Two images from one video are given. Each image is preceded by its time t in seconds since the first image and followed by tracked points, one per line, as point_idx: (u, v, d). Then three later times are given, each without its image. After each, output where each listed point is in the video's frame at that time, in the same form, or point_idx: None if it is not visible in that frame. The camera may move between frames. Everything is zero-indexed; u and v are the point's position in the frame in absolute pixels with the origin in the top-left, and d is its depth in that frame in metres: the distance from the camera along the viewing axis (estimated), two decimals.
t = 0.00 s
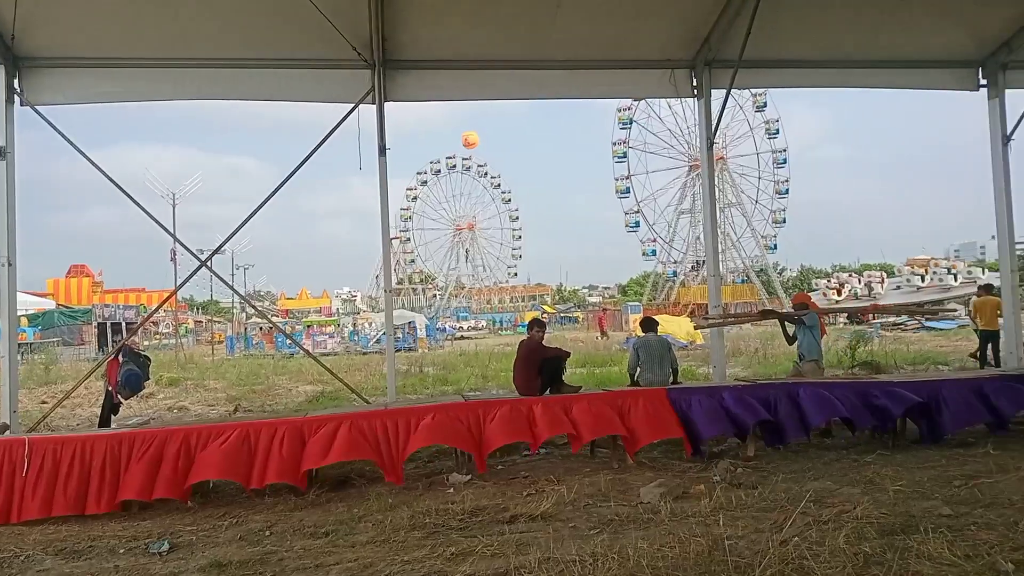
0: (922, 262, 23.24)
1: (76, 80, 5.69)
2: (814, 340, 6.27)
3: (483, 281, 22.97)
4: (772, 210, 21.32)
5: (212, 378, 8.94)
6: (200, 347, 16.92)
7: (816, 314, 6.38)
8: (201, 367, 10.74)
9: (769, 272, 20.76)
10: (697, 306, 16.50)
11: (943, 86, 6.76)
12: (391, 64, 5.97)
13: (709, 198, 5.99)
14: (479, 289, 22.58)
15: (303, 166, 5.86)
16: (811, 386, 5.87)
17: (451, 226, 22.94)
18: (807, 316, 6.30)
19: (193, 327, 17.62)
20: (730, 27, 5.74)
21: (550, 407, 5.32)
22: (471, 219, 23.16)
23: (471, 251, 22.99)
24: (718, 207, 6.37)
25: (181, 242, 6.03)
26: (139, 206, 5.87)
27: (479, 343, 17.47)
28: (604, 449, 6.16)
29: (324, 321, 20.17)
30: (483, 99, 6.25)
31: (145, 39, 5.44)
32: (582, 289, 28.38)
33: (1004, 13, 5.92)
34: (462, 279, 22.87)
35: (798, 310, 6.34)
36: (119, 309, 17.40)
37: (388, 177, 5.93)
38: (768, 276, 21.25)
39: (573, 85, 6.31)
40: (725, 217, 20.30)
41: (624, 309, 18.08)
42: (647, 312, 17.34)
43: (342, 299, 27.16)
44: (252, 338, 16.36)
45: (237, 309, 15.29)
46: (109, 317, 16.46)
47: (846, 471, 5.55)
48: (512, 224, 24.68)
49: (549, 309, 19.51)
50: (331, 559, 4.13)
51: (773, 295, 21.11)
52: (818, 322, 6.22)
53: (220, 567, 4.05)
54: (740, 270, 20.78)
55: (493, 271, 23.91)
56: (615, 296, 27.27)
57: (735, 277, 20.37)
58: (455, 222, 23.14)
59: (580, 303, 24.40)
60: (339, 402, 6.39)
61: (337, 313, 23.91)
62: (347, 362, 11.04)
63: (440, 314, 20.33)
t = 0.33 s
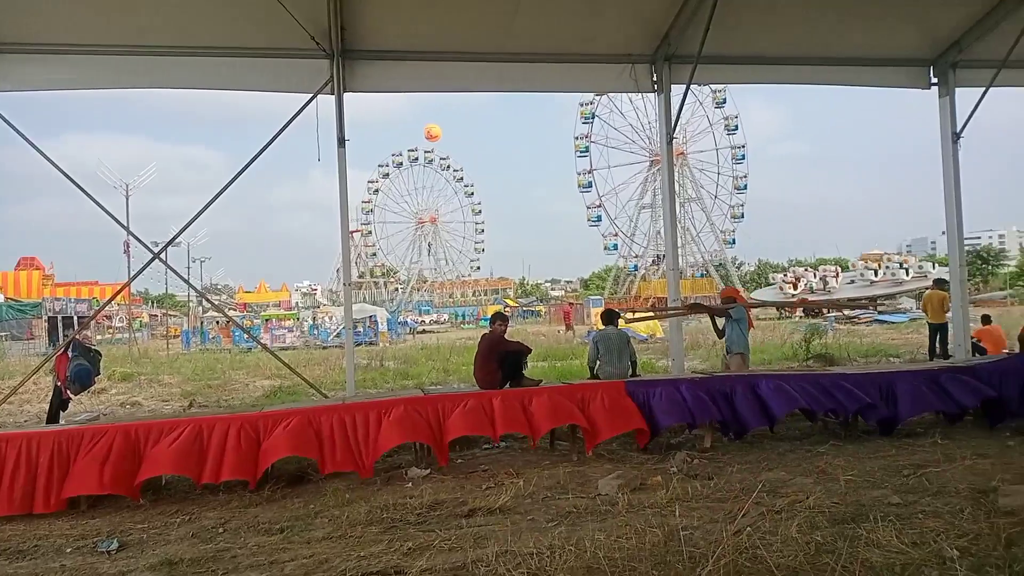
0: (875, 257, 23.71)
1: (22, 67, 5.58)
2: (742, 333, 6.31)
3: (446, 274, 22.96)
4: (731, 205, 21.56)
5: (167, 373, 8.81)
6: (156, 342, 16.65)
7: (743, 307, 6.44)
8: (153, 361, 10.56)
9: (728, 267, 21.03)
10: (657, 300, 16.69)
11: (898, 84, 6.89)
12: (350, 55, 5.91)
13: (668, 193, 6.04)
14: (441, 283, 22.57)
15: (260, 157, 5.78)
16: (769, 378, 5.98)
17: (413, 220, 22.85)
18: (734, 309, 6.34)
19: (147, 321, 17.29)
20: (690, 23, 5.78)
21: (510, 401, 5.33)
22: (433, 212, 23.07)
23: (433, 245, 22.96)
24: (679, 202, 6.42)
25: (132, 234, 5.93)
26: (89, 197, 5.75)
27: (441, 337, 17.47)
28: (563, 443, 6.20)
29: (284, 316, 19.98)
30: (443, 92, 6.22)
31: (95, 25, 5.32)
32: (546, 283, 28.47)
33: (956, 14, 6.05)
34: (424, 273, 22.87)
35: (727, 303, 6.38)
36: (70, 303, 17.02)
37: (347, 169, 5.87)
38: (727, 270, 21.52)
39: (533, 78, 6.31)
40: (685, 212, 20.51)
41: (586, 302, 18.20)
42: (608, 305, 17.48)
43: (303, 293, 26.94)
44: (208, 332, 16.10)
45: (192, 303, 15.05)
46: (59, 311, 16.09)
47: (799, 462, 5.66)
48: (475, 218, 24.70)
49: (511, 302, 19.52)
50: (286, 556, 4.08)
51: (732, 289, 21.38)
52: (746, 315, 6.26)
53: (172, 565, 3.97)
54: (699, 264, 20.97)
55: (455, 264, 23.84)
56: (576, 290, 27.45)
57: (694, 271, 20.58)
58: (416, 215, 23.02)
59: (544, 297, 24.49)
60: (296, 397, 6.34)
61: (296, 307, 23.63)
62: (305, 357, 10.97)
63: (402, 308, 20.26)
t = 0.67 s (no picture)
0: (813, 259, 24.42)
1: None
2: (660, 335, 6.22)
3: (393, 276, 22.84)
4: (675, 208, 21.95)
5: (101, 377, 8.58)
6: (89, 345, 16.15)
7: (660, 308, 6.37)
8: (85, 365, 10.24)
9: (672, 269, 21.41)
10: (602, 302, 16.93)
11: (835, 92, 7.10)
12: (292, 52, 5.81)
13: (613, 197, 6.10)
14: (388, 285, 22.50)
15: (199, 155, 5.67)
16: (714, 380, 6.09)
17: (359, 220, 22.67)
18: (650, 312, 6.24)
19: (81, 324, 16.78)
20: (635, 27, 5.85)
21: (453, 404, 5.31)
22: (381, 213, 22.91)
23: (379, 246, 22.83)
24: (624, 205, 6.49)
25: (61, 235, 5.74)
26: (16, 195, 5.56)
27: (387, 339, 17.38)
28: (508, 445, 6.23)
29: (227, 317, 19.60)
30: (389, 91, 6.17)
31: (23, 13, 5.13)
32: (494, 285, 28.56)
33: (888, 25, 6.27)
34: (370, 275, 22.79)
35: (644, 305, 6.28)
36: None
37: (288, 169, 5.78)
38: (671, 272, 21.88)
39: (480, 80, 6.31)
40: (630, 215, 20.81)
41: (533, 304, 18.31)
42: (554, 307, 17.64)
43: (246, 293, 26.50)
44: (144, 335, 15.74)
45: (127, 305, 14.67)
46: None
47: (738, 461, 5.78)
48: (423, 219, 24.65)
49: (458, 304, 19.49)
50: (220, 565, 3.97)
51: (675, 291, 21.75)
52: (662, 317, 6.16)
53: None
54: (644, 267, 21.29)
55: (402, 265, 23.71)
56: (524, 292, 27.63)
57: (639, 273, 20.88)
58: (363, 215, 22.82)
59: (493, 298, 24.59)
60: (235, 402, 6.23)
61: (239, 309, 23.15)
62: (243, 361, 10.79)
63: (348, 309, 20.10)
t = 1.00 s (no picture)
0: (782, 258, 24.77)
1: None
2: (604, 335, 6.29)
3: (366, 274, 22.72)
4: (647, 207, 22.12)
5: (66, 378, 8.45)
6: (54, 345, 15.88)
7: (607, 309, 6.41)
8: (50, 366, 10.07)
9: (644, 268, 21.58)
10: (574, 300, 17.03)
11: (803, 93, 7.20)
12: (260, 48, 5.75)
13: (585, 196, 6.13)
14: (361, 283, 22.41)
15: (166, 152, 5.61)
16: (687, 377, 6.15)
17: (331, 218, 22.53)
18: (596, 312, 6.30)
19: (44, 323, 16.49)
20: (606, 26, 5.87)
21: (424, 404, 5.30)
22: (352, 211, 22.78)
23: (352, 244, 22.72)
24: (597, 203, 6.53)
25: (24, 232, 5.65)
26: None
27: (359, 338, 17.31)
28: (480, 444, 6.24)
29: (197, 316, 19.39)
30: (359, 89, 6.15)
31: None
32: (468, 283, 28.55)
33: (854, 27, 6.37)
34: (342, 273, 22.68)
35: (589, 305, 6.33)
36: None
37: (258, 167, 5.73)
38: (643, 271, 22.05)
39: (451, 78, 6.31)
40: (602, 214, 20.92)
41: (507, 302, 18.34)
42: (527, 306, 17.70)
43: (216, 292, 26.22)
44: (110, 334, 15.53)
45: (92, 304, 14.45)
46: None
47: (709, 458, 5.84)
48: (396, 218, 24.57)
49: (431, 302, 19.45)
50: (188, 567, 3.91)
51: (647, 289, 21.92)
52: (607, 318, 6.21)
53: None
54: (616, 265, 21.43)
55: (375, 264, 23.61)
56: (498, 290, 27.68)
57: (612, 272, 21.01)
58: (335, 213, 22.68)
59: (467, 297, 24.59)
60: (205, 402, 6.18)
61: (208, 308, 22.88)
62: (211, 360, 10.68)
63: (321, 308, 19.98)
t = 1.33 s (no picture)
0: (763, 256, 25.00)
1: None
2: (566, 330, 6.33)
3: (347, 272, 22.63)
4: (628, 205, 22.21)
5: (42, 376, 8.34)
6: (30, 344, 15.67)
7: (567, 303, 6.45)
8: (26, 364, 9.96)
9: (626, 265, 21.68)
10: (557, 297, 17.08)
11: (783, 91, 7.27)
12: (240, 44, 5.71)
13: (567, 193, 6.14)
14: (342, 281, 22.30)
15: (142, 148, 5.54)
16: (669, 373, 6.19)
17: (312, 216, 22.40)
18: (556, 307, 6.34)
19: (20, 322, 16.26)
20: (587, 24, 5.89)
21: (405, 401, 5.29)
22: (334, 209, 22.66)
23: (333, 242, 22.62)
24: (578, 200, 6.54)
25: None
26: None
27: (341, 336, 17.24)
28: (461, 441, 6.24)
29: (177, 314, 19.22)
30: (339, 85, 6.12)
31: None
32: (450, 280, 28.53)
33: (832, 27, 6.44)
34: (323, 271, 22.55)
35: (549, 300, 6.36)
36: None
37: (237, 163, 5.69)
38: (625, 268, 22.15)
39: (432, 75, 6.29)
40: (584, 211, 20.99)
41: (489, 300, 18.36)
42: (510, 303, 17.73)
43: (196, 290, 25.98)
44: (88, 333, 15.35)
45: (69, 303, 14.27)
46: None
47: (689, 453, 5.89)
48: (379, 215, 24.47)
49: (413, 300, 19.42)
50: (167, 567, 3.88)
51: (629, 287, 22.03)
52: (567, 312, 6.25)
53: None
54: (598, 263, 21.52)
55: (357, 262, 23.50)
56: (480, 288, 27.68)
57: (594, 269, 21.08)
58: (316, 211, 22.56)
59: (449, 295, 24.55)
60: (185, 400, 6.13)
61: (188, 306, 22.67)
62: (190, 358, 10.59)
63: (302, 306, 19.86)
